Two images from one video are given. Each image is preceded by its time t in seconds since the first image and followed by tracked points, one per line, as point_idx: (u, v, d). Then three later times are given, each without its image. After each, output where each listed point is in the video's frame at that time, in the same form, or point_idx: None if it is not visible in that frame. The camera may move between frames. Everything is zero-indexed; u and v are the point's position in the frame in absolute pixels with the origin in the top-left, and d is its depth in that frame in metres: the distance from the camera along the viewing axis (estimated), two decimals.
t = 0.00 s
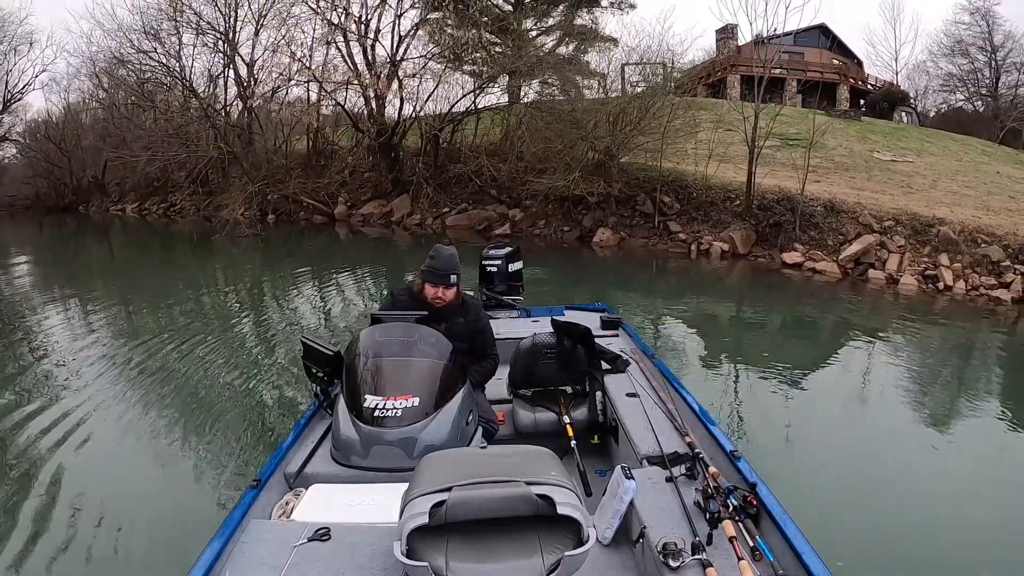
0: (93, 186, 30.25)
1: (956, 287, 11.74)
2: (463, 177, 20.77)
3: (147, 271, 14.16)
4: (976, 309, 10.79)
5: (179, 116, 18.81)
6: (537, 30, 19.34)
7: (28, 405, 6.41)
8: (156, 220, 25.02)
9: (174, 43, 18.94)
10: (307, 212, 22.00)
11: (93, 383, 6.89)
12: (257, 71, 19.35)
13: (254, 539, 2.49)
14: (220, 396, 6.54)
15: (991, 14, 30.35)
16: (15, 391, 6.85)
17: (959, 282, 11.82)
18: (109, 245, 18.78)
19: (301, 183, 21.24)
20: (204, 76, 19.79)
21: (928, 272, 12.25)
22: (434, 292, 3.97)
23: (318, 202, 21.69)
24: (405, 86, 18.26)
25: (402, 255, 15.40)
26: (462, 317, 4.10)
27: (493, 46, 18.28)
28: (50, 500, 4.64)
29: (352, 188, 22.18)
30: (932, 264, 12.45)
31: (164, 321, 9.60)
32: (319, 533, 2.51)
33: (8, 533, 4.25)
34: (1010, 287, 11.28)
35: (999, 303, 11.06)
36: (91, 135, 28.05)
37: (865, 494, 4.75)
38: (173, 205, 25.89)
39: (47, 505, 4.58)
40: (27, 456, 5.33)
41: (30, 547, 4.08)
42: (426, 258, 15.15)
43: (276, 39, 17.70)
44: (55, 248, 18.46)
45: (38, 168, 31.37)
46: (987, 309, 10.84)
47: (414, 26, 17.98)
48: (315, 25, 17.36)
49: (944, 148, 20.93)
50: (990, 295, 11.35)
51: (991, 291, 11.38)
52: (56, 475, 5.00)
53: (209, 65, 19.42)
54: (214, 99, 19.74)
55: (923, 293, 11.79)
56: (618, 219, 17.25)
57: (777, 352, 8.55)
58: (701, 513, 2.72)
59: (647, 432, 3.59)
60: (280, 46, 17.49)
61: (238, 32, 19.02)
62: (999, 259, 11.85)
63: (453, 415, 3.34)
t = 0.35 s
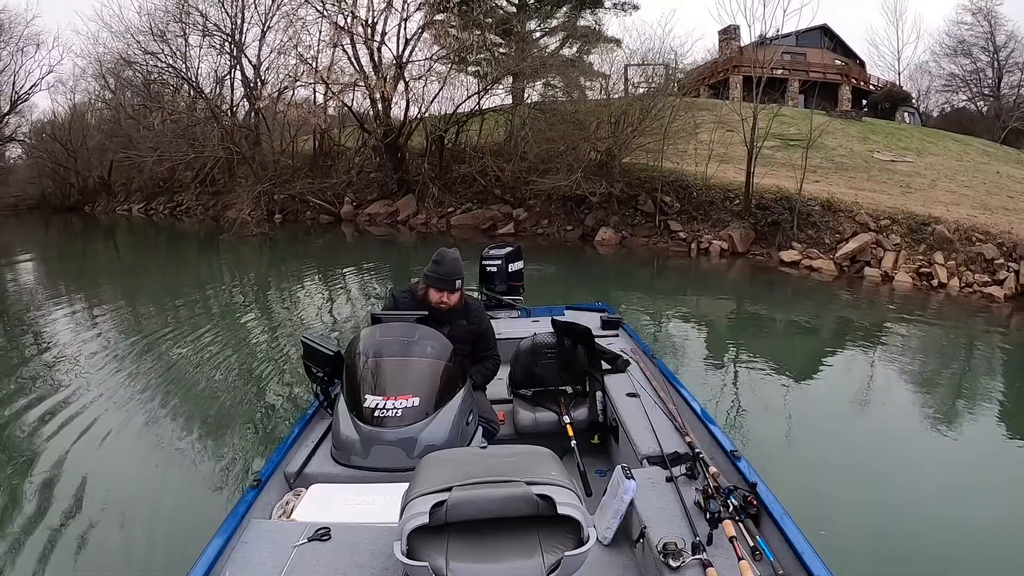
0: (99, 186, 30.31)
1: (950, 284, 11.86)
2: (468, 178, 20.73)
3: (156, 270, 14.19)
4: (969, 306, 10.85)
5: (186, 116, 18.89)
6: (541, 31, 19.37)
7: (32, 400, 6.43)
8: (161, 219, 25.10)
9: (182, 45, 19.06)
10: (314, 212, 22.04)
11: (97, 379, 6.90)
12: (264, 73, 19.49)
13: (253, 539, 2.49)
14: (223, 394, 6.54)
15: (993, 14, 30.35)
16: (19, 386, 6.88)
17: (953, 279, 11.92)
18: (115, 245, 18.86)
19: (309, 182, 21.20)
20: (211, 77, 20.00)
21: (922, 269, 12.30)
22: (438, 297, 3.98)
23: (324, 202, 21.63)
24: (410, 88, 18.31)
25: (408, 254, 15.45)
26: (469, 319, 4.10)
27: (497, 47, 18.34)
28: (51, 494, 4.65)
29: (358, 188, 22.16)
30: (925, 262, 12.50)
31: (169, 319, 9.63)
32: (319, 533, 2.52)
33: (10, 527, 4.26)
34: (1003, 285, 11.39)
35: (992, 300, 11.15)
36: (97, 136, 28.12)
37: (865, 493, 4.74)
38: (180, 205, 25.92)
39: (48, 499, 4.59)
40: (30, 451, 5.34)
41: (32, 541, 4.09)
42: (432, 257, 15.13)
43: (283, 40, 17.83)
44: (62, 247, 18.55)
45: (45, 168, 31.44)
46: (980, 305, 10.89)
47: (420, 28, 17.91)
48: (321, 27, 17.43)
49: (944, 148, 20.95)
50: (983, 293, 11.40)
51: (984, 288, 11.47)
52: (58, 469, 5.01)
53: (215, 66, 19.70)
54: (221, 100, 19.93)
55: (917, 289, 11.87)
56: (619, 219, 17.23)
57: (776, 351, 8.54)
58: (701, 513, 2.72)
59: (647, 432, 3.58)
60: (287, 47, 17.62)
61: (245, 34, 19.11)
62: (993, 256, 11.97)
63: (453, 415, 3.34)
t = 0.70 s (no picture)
0: (107, 184, 30.33)
1: (944, 284, 11.89)
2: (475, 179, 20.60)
3: (165, 267, 14.22)
4: (963, 306, 10.88)
5: (195, 116, 18.96)
6: (547, 33, 19.39)
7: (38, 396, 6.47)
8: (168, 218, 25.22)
9: (191, 44, 19.11)
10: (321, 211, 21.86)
11: (102, 375, 6.93)
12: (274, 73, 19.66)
13: (253, 539, 2.49)
14: (227, 391, 6.54)
15: (998, 18, 30.28)
16: (25, 382, 6.91)
17: (948, 279, 11.95)
18: (122, 242, 18.92)
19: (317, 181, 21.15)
20: (220, 76, 20.09)
21: (917, 270, 12.33)
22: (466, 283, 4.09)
23: (334, 201, 21.51)
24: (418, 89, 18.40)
25: (415, 252, 15.48)
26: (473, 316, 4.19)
27: (504, 49, 18.39)
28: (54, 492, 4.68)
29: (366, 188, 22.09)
30: (920, 263, 12.52)
31: (175, 315, 9.66)
32: (319, 533, 2.51)
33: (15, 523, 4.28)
34: (997, 285, 11.42)
35: (985, 300, 11.19)
36: (105, 134, 28.22)
37: (862, 493, 4.74)
38: (187, 203, 25.94)
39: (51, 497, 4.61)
40: (34, 447, 5.37)
41: (35, 537, 4.11)
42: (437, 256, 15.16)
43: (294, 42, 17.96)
44: (69, 245, 18.62)
45: (52, 166, 31.47)
46: (975, 306, 10.90)
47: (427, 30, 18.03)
48: (330, 29, 17.51)
49: (947, 151, 20.94)
50: (977, 294, 11.43)
51: (978, 288, 11.50)
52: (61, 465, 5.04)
53: (225, 65, 19.75)
54: (230, 99, 20.00)
55: (912, 289, 11.88)
56: (622, 219, 17.20)
57: (777, 351, 8.54)
58: (701, 512, 2.72)
59: (647, 432, 3.58)
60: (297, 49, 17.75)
61: (255, 34, 19.35)
62: (987, 258, 11.91)
63: (453, 415, 3.35)
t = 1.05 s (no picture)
0: (117, 184, 30.38)
1: (941, 280, 11.91)
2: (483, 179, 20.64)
3: (177, 266, 14.26)
4: (959, 303, 10.93)
5: (206, 116, 19.03)
6: (553, 33, 19.41)
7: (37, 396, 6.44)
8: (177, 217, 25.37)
9: (201, 46, 18.92)
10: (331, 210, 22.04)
11: (102, 374, 6.91)
12: (284, 73, 19.84)
13: (253, 540, 2.48)
14: (227, 389, 6.52)
15: (1004, 17, 30.21)
16: (23, 382, 6.87)
17: (944, 276, 11.97)
18: (132, 241, 19.04)
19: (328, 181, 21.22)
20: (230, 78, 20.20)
21: (915, 266, 12.34)
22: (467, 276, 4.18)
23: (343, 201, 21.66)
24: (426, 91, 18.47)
25: (424, 250, 15.51)
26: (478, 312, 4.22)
27: (511, 49, 18.43)
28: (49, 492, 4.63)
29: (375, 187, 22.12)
30: (916, 259, 12.56)
31: (179, 313, 9.65)
32: (319, 533, 2.51)
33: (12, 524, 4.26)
34: (992, 282, 11.47)
35: (981, 296, 11.25)
36: (115, 135, 28.42)
37: (861, 492, 4.75)
38: (197, 202, 25.98)
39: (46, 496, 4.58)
40: (44, 442, 5.43)
41: (43, 533, 4.15)
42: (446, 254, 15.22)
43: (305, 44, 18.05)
44: (80, 243, 18.77)
45: (62, 166, 31.53)
46: (970, 302, 10.96)
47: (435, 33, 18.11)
48: (340, 32, 17.61)
49: (951, 150, 20.93)
50: (974, 291, 11.46)
51: (974, 285, 11.55)
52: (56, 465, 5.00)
53: (235, 67, 19.83)
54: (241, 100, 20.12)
55: (909, 286, 11.91)
56: (626, 218, 17.19)
57: (779, 349, 8.54)
58: (701, 512, 2.72)
59: (647, 432, 3.58)
60: (308, 50, 17.87)
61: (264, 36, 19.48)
62: (985, 255, 11.88)
63: (453, 414, 3.34)
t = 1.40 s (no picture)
0: (128, 185, 30.37)
1: (939, 275, 11.92)
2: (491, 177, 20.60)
3: (188, 265, 14.32)
4: (957, 297, 10.97)
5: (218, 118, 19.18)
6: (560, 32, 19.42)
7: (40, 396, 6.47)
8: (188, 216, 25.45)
9: (209, 47, 19.27)
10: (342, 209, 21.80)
11: (104, 374, 6.92)
12: (295, 74, 19.97)
13: (253, 540, 2.49)
14: (225, 389, 6.50)
15: (1011, 12, 30.09)
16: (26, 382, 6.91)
17: (943, 270, 11.97)
18: (143, 241, 19.15)
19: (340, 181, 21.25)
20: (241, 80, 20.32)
21: (914, 262, 12.36)
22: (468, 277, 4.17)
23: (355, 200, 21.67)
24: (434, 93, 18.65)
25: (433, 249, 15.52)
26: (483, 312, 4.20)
27: (518, 49, 18.49)
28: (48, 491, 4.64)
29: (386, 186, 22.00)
30: (915, 253, 12.57)
31: (183, 313, 9.67)
32: (319, 533, 2.51)
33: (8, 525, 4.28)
34: (990, 276, 11.46)
35: (978, 291, 11.26)
36: (126, 135, 28.59)
37: (861, 491, 4.76)
38: (208, 202, 25.97)
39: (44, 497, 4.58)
40: (56, 437, 5.50)
41: (54, 528, 4.21)
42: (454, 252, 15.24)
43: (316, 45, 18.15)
44: (92, 243, 18.88)
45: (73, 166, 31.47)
46: (968, 296, 11.01)
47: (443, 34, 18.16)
48: (349, 33, 17.68)
49: (957, 147, 20.89)
50: (971, 286, 11.47)
51: (972, 280, 11.54)
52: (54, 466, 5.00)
53: (246, 69, 19.94)
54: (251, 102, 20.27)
55: (907, 281, 11.92)
56: (632, 216, 17.18)
57: (783, 347, 8.53)
58: (701, 512, 2.72)
59: (647, 431, 3.58)
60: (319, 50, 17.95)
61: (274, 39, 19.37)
62: (982, 250, 11.87)
63: (453, 414, 3.34)
